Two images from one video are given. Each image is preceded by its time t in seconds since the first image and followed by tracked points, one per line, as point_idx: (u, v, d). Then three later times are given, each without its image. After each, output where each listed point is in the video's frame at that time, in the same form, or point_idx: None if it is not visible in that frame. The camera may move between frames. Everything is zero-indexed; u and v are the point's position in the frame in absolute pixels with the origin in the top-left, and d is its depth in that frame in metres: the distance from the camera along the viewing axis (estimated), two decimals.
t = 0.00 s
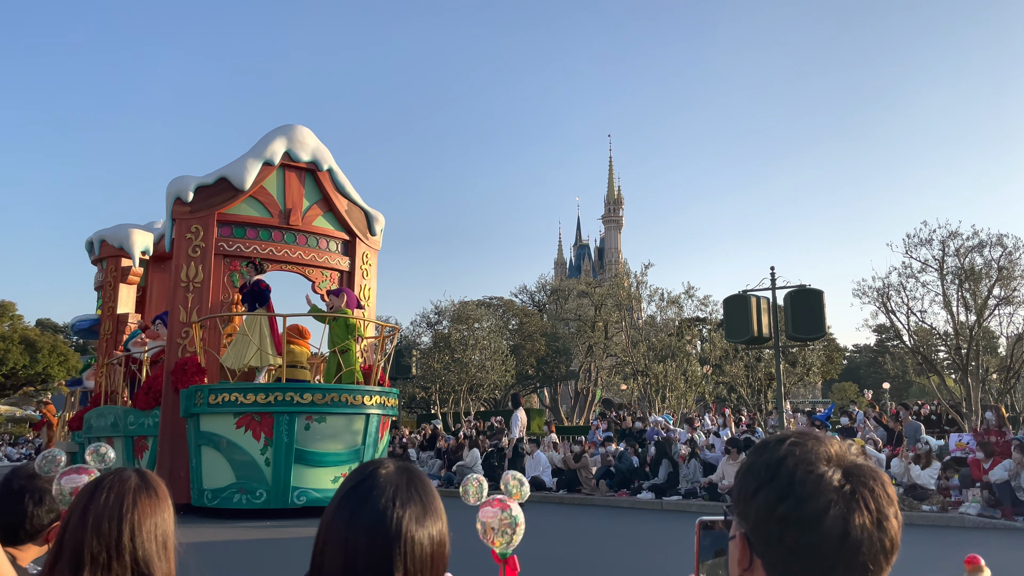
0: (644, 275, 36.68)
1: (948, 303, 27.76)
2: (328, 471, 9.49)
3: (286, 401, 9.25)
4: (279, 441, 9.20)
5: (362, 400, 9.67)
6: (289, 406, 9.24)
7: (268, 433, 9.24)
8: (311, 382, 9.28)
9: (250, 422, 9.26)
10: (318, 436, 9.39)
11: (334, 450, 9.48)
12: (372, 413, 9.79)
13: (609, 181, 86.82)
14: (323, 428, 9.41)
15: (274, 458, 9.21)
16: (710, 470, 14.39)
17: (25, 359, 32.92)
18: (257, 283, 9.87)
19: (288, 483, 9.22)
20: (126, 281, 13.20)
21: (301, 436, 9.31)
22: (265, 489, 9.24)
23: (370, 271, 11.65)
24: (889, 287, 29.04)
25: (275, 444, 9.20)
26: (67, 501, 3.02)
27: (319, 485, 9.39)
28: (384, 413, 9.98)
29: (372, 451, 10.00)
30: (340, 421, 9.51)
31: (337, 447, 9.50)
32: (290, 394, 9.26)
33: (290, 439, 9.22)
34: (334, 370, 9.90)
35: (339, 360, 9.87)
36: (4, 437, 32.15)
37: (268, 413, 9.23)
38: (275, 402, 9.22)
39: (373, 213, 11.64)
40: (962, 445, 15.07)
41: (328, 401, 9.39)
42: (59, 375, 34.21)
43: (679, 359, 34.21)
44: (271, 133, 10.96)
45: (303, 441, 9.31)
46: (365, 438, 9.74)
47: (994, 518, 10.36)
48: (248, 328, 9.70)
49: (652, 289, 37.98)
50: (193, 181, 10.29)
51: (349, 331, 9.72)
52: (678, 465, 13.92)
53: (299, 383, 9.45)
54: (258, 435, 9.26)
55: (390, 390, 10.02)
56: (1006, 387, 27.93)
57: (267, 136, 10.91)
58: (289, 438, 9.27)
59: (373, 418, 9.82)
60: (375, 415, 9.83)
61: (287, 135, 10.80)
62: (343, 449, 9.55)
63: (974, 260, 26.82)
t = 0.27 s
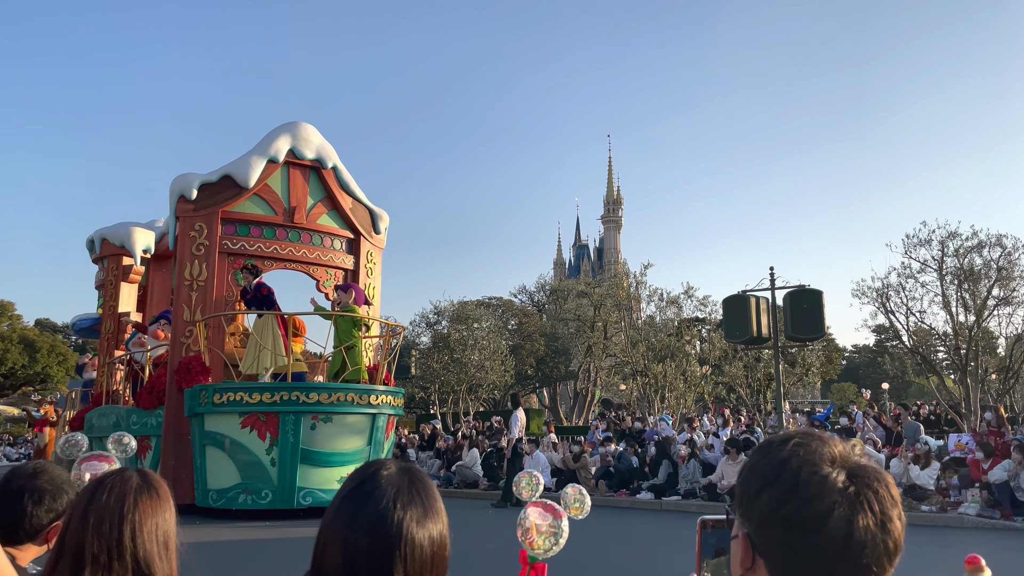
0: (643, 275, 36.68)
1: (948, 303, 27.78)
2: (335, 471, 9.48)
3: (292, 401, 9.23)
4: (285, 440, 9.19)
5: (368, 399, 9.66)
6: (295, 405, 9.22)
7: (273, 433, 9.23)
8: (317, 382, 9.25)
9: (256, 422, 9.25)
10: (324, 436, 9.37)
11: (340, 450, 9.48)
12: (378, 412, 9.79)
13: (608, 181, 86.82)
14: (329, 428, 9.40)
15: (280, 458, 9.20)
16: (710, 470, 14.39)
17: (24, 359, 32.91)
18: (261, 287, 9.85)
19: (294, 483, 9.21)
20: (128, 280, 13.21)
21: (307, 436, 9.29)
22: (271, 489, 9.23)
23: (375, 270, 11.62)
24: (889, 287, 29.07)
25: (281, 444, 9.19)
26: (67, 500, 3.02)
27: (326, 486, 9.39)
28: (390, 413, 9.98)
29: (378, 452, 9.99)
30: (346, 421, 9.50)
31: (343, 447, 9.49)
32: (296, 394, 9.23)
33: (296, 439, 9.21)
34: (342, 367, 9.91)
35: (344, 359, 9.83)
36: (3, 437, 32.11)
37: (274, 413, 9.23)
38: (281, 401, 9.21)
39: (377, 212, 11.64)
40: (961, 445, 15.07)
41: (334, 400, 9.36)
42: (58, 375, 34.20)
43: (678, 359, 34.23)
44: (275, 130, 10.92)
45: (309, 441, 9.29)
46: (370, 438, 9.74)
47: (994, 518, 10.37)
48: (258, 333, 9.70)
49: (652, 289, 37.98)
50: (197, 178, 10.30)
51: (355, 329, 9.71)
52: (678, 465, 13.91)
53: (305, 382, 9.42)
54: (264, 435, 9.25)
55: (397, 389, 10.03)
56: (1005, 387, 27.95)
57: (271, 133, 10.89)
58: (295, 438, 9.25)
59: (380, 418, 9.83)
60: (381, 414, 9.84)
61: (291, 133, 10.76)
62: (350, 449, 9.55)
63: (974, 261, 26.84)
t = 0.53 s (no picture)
0: (643, 276, 36.69)
1: (947, 304, 27.81)
2: (340, 471, 9.43)
3: (297, 400, 9.21)
4: (291, 440, 9.17)
5: (373, 399, 9.63)
6: (301, 405, 9.20)
7: (279, 433, 9.20)
8: (322, 382, 9.24)
9: (261, 422, 9.23)
10: (330, 436, 9.34)
11: (346, 451, 9.44)
12: (384, 412, 9.76)
13: (608, 182, 86.87)
14: (335, 428, 9.37)
15: (285, 458, 9.17)
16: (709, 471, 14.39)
17: (24, 359, 32.92)
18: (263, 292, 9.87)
19: (300, 484, 9.17)
20: (129, 279, 13.19)
21: (312, 436, 9.27)
22: (276, 490, 9.20)
23: (379, 269, 11.63)
24: (888, 288, 29.10)
25: (286, 444, 9.17)
26: (66, 501, 3.02)
27: (332, 487, 9.34)
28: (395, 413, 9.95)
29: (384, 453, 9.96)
30: (352, 421, 9.48)
31: (349, 447, 9.46)
32: (302, 394, 9.22)
33: (302, 439, 9.19)
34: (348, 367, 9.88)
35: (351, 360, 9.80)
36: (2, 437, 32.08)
37: (279, 413, 9.21)
38: (286, 401, 9.19)
39: (382, 210, 11.65)
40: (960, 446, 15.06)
41: (340, 400, 9.34)
42: (57, 375, 34.14)
43: (678, 359, 34.25)
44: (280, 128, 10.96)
45: (315, 441, 9.27)
46: (376, 438, 9.71)
47: (992, 519, 10.38)
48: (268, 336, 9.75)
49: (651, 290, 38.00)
50: (200, 176, 10.33)
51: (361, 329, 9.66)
52: (677, 466, 13.91)
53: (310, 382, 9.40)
54: (269, 435, 9.22)
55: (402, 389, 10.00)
56: (1004, 388, 27.96)
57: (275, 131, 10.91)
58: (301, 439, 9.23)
59: (385, 418, 9.80)
60: (387, 415, 9.81)
61: (296, 131, 10.82)
62: (356, 449, 9.52)
63: (973, 262, 26.86)
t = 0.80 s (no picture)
0: (641, 277, 36.73)
1: (945, 306, 27.85)
2: (347, 473, 9.40)
3: (304, 401, 9.18)
4: (297, 442, 9.14)
5: (380, 400, 9.60)
6: (307, 406, 9.17)
7: (285, 434, 9.18)
8: (328, 382, 9.21)
9: (267, 423, 9.21)
10: (336, 437, 9.32)
11: (353, 452, 9.41)
12: (390, 413, 9.73)
13: (608, 183, 86.95)
14: (341, 429, 9.35)
15: (291, 460, 9.13)
16: (708, 472, 14.41)
17: (23, 360, 32.94)
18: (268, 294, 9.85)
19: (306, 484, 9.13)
20: (130, 279, 13.20)
21: (318, 437, 9.25)
22: (282, 492, 9.16)
23: (384, 269, 11.61)
24: (886, 289, 29.15)
25: (292, 446, 9.14)
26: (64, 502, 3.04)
27: (338, 488, 9.30)
28: (401, 415, 9.92)
29: (390, 454, 9.93)
30: (358, 422, 9.46)
31: (355, 449, 9.43)
32: (308, 394, 9.19)
33: (308, 440, 9.16)
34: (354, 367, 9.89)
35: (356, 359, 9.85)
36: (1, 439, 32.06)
37: (285, 414, 9.19)
38: (292, 402, 9.17)
39: (387, 210, 11.63)
40: (958, 447, 15.10)
41: (346, 401, 9.32)
42: (55, 376, 34.08)
43: (677, 360, 34.29)
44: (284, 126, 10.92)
45: (321, 442, 9.25)
46: (383, 440, 9.68)
47: (990, 520, 10.41)
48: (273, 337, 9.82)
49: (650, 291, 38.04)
50: (205, 175, 10.33)
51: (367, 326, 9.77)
52: (676, 467, 13.93)
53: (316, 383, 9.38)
54: (275, 437, 9.19)
55: (408, 389, 9.98)
56: (1003, 390, 27.99)
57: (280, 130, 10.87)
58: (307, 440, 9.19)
59: (391, 420, 9.77)
60: (393, 416, 9.78)
61: (301, 129, 10.78)
62: (362, 450, 9.48)
63: (971, 263, 26.90)
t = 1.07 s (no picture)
0: (640, 279, 36.72)
1: (944, 308, 27.87)
2: (353, 475, 9.39)
3: (310, 402, 9.17)
4: (303, 443, 9.12)
5: (387, 401, 9.58)
6: (313, 408, 9.15)
7: (291, 436, 9.17)
8: (335, 383, 9.19)
9: (273, 424, 9.20)
10: (342, 439, 9.30)
11: (360, 454, 9.40)
12: (397, 414, 9.70)
13: (607, 185, 87.08)
14: (348, 431, 9.33)
15: (297, 461, 9.14)
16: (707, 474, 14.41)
17: (21, 362, 32.88)
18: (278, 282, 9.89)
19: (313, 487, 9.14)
20: (132, 279, 13.17)
21: (325, 439, 9.23)
22: (288, 494, 9.17)
23: (389, 269, 11.61)
24: (885, 291, 29.19)
25: (298, 447, 9.13)
26: (62, 504, 3.04)
27: (344, 490, 9.30)
28: (409, 416, 9.91)
29: (397, 455, 9.94)
30: (365, 424, 9.44)
31: (362, 450, 9.42)
32: (315, 396, 9.18)
33: (314, 442, 9.15)
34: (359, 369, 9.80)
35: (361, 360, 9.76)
36: None
37: (291, 415, 9.18)
38: (299, 402, 9.17)
39: (391, 210, 11.63)
40: (958, 449, 15.11)
41: (353, 402, 9.30)
42: (54, 378, 34.00)
43: (676, 362, 34.30)
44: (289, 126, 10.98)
45: (328, 444, 9.23)
46: (390, 441, 9.67)
47: (989, 522, 10.42)
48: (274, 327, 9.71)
49: (649, 293, 38.06)
50: (210, 174, 10.33)
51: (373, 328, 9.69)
52: (675, 469, 13.94)
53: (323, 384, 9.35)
54: (281, 438, 9.19)
55: (415, 390, 9.93)
56: (1002, 392, 27.99)
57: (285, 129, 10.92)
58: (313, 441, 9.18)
59: (398, 421, 9.74)
60: (400, 417, 9.76)
61: (306, 128, 10.83)
62: (369, 452, 9.47)
63: (969, 265, 26.93)
